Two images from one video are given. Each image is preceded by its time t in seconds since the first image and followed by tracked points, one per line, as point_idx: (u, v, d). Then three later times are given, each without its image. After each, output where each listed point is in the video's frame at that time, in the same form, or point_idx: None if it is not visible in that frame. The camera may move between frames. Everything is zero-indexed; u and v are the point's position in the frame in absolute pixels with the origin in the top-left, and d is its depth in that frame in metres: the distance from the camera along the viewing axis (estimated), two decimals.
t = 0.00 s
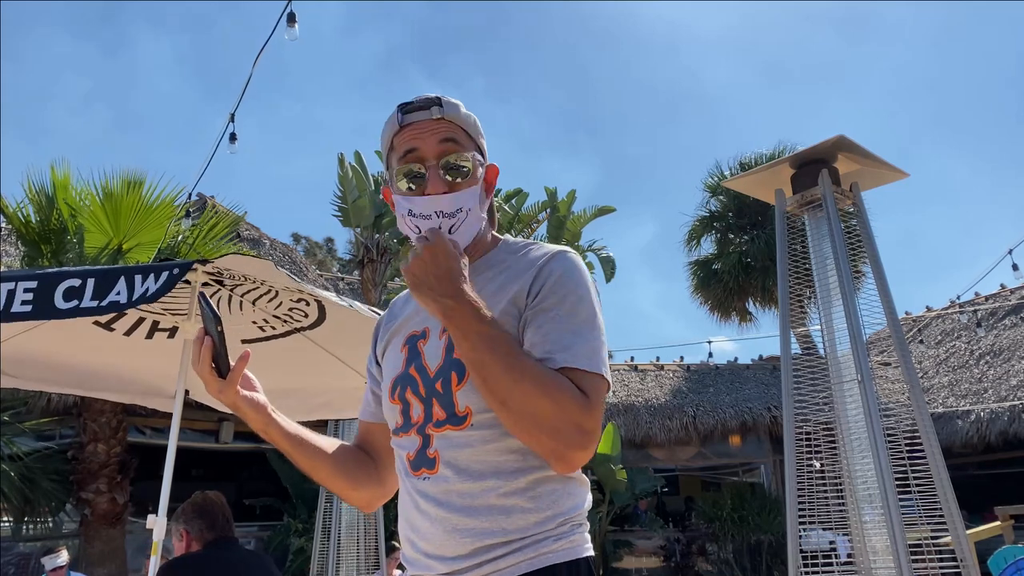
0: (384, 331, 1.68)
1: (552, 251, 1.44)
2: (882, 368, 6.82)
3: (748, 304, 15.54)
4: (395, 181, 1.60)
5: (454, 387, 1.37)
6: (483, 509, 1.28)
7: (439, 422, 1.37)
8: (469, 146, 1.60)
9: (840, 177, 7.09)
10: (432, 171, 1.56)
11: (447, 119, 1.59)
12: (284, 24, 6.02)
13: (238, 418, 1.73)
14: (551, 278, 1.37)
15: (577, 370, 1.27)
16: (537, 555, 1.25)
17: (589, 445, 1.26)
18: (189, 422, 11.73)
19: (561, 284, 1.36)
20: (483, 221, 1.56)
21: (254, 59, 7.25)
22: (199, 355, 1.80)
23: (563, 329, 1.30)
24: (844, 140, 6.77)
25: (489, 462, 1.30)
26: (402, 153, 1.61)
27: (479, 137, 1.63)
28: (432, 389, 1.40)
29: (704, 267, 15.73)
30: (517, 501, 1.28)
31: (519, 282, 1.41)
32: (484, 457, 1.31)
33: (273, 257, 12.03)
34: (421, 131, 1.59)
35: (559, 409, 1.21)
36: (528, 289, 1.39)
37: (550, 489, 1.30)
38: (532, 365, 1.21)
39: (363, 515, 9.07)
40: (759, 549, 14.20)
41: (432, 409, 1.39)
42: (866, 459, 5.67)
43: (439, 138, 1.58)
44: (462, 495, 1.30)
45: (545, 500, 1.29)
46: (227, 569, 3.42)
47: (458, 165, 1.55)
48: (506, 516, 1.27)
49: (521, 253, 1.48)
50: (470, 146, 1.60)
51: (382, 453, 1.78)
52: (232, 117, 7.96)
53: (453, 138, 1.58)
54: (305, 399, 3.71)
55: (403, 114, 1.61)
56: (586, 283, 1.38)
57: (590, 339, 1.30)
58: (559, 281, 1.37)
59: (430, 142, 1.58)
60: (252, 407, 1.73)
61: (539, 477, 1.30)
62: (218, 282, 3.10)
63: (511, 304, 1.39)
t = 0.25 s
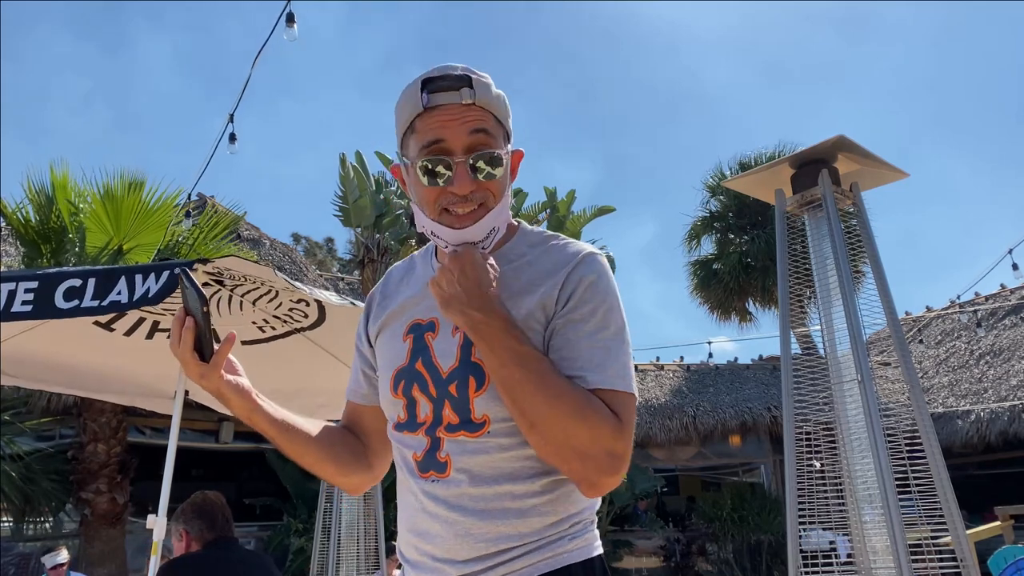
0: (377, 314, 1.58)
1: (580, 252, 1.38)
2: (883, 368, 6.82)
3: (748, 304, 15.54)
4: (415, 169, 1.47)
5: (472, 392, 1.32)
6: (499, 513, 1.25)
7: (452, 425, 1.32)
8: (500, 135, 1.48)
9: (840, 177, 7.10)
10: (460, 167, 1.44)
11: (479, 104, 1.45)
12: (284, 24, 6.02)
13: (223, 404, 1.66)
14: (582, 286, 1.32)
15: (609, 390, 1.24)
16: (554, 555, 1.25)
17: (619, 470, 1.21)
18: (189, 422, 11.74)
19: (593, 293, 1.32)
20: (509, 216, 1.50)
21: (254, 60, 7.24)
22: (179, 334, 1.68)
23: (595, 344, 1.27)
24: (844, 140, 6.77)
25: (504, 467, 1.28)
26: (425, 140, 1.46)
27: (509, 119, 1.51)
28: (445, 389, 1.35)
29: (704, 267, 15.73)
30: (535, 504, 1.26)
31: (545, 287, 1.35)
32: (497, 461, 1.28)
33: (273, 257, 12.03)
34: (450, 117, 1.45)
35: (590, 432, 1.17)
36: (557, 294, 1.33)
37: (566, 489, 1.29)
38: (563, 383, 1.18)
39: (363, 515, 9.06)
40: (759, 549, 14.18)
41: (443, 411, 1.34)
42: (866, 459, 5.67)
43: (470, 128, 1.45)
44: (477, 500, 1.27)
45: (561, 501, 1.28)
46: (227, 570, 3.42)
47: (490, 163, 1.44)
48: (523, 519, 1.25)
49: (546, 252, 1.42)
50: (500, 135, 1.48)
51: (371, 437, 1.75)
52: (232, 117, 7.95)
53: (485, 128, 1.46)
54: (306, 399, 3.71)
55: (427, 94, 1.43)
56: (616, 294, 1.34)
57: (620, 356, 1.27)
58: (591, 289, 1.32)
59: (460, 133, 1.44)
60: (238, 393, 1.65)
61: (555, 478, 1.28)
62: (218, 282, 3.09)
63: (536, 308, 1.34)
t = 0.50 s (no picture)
0: (377, 299, 1.57)
1: (598, 248, 1.37)
2: (883, 368, 6.82)
3: (749, 304, 15.54)
4: (427, 162, 1.42)
5: (483, 391, 1.31)
6: (508, 514, 1.25)
7: (459, 425, 1.31)
8: (520, 138, 1.42)
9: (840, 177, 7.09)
10: (473, 167, 1.40)
11: (502, 101, 1.38)
12: (284, 23, 6.01)
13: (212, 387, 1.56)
14: (601, 285, 1.31)
15: (627, 397, 1.23)
16: (563, 557, 1.25)
17: (639, 479, 1.21)
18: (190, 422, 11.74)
19: (612, 292, 1.31)
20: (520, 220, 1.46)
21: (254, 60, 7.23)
22: (169, 311, 1.60)
23: (614, 347, 1.27)
24: (844, 140, 6.77)
25: (513, 468, 1.27)
26: (443, 133, 1.41)
27: (532, 116, 1.44)
28: (453, 385, 1.34)
29: (704, 268, 15.73)
30: (544, 505, 1.26)
31: (561, 286, 1.33)
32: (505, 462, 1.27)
33: (273, 257, 12.02)
34: (469, 111, 1.39)
35: (609, 444, 1.16)
36: (575, 294, 1.32)
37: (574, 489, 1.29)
38: (579, 393, 1.17)
39: (363, 515, 9.05)
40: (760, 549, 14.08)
41: (449, 409, 1.34)
42: (866, 459, 5.67)
43: (488, 127, 1.39)
44: (486, 500, 1.26)
45: (569, 501, 1.28)
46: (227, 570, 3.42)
47: (504, 168, 1.39)
48: (531, 521, 1.25)
49: (562, 245, 1.40)
50: (521, 134, 1.42)
51: (363, 425, 1.73)
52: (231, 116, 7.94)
53: (506, 129, 1.39)
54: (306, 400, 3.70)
55: (449, 84, 1.37)
56: (634, 293, 1.33)
57: (639, 359, 1.27)
58: (609, 288, 1.31)
59: (478, 131, 1.39)
60: (230, 375, 1.56)
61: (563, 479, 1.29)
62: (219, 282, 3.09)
63: (552, 307, 1.33)
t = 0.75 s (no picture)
0: (377, 294, 1.56)
1: (599, 237, 1.37)
2: (883, 368, 6.82)
3: (749, 304, 15.53)
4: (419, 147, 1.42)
5: (482, 386, 1.31)
6: (509, 512, 1.24)
7: (460, 420, 1.31)
8: (515, 125, 1.40)
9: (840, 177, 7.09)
10: (465, 154, 1.39)
11: (494, 86, 1.37)
12: (284, 23, 6.00)
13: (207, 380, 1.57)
14: (601, 274, 1.31)
15: (627, 389, 1.23)
16: (564, 556, 1.24)
17: (639, 473, 1.20)
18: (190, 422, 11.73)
19: (613, 283, 1.31)
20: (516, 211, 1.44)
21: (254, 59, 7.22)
22: (167, 302, 1.62)
23: (616, 337, 1.26)
24: (844, 140, 6.77)
25: (516, 465, 1.27)
26: (435, 117, 1.40)
27: (529, 104, 1.42)
28: (453, 380, 1.34)
29: (704, 268, 15.72)
30: (546, 502, 1.25)
31: (562, 276, 1.33)
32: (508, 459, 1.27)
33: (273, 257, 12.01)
34: (462, 97, 1.38)
35: (606, 436, 1.16)
36: (576, 284, 1.31)
37: (577, 488, 1.28)
38: (576, 386, 1.17)
39: (363, 515, 9.05)
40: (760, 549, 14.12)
41: (450, 405, 1.33)
42: (866, 459, 5.67)
43: (481, 112, 1.38)
44: (489, 499, 1.25)
45: (573, 500, 1.28)
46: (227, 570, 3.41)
47: (497, 155, 1.38)
48: (533, 518, 1.24)
49: (564, 235, 1.40)
50: (517, 121, 1.41)
51: (363, 422, 1.71)
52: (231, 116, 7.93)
53: (497, 114, 1.38)
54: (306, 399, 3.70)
55: (441, 67, 1.36)
56: (635, 285, 1.33)
57: (640, 350, 1.27)
58: (609, 278, 1.31)
59: (470, 117, 1.38)
60: (225, 368, 1.57)
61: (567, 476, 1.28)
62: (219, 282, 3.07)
63: (553, 300, 1.32)
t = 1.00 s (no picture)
0: (388, 290, 1.60)
1: (597, 223, 1.37)
2: (883, 368, 6.81)
3: (749, 304, 15.53)
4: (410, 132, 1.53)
5: (478, 371, 1.32)
6: (504, 504, 1.24)
7: (458, 406, 1.33)
8: (493, 102, 1.47)
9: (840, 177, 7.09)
10: (444, 130, 1.46)
11: (469, 63, 1.47)
12: (284, 23, 6.00)
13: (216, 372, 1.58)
14: (595, 256, 1.31)
15: (611, 367, 1.20)
16: (559, 555, 1.22)
17: (618, 451, 1.18)
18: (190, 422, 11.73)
19: (606, 262, 1.30)
20: (501, 187, 1.47)
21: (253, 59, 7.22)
22: (176, 293, 1.62)
23: (607, 314, 1.24)
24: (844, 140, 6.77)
25: (513, 456, 1.26)
26: (420, 100, 1.52)
27: (510, 83, 1.49)
28: (451, 366, 1.36)
29: (704, 268, 15.72)
30: (542, 498, 1.24)
31: (558, 258, 1.34)
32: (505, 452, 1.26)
33: (273, 257, 12.01)
34: (442, 79, 1.49)
35: (584, 412, 1.14)
36: (569, 265, 1.32)
37: (576, 485, 1.26)
38: (553, 361, 1.15)
39: (363, 515, 9.05)
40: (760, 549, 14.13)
41: (450, 391, 1.35)
42: (866, 459, 5.67)
43: (455, 90, 1.47)
44: (484, 492, 1.25)
45: (571, 498, 1.25)
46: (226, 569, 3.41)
47: (472, 128, 1.45)
48: (528, 513, 1.23)
49: (564, 224, 1.41)
50: (498, 98, 1.48)
51: (374, 420, 1.72)
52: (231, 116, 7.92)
53: (472, 91, 1.47)
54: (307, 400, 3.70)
55: (424, 52, 1.49)
56: (631, 267, 1.32)
57: (633, 330, 1.24)
58: (604, 259, 1.31)
59: (447, 97, 1.48)
60: (235, 361, 1.58)
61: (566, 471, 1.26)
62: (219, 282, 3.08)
63: (547, 282, 1.33)
